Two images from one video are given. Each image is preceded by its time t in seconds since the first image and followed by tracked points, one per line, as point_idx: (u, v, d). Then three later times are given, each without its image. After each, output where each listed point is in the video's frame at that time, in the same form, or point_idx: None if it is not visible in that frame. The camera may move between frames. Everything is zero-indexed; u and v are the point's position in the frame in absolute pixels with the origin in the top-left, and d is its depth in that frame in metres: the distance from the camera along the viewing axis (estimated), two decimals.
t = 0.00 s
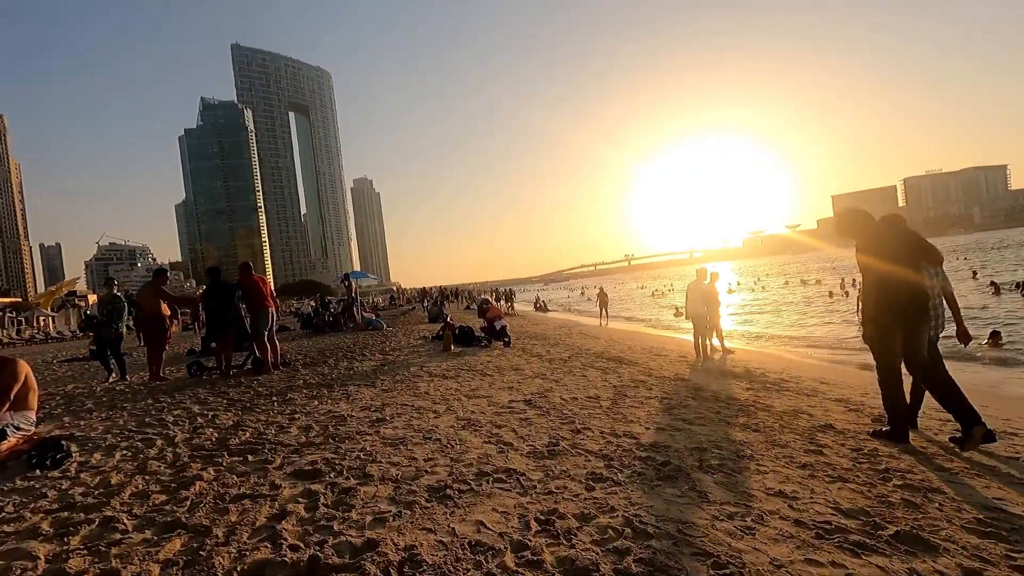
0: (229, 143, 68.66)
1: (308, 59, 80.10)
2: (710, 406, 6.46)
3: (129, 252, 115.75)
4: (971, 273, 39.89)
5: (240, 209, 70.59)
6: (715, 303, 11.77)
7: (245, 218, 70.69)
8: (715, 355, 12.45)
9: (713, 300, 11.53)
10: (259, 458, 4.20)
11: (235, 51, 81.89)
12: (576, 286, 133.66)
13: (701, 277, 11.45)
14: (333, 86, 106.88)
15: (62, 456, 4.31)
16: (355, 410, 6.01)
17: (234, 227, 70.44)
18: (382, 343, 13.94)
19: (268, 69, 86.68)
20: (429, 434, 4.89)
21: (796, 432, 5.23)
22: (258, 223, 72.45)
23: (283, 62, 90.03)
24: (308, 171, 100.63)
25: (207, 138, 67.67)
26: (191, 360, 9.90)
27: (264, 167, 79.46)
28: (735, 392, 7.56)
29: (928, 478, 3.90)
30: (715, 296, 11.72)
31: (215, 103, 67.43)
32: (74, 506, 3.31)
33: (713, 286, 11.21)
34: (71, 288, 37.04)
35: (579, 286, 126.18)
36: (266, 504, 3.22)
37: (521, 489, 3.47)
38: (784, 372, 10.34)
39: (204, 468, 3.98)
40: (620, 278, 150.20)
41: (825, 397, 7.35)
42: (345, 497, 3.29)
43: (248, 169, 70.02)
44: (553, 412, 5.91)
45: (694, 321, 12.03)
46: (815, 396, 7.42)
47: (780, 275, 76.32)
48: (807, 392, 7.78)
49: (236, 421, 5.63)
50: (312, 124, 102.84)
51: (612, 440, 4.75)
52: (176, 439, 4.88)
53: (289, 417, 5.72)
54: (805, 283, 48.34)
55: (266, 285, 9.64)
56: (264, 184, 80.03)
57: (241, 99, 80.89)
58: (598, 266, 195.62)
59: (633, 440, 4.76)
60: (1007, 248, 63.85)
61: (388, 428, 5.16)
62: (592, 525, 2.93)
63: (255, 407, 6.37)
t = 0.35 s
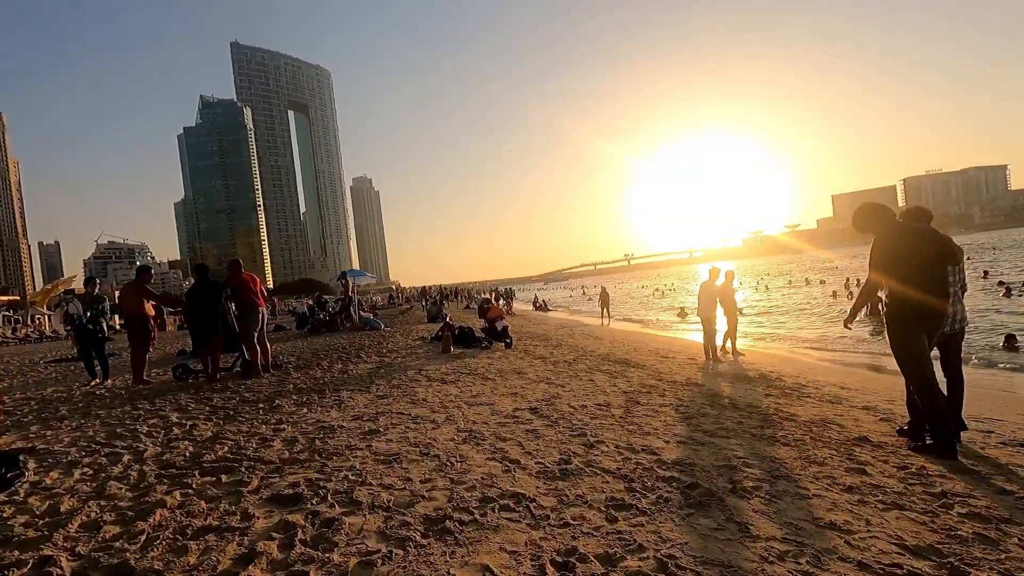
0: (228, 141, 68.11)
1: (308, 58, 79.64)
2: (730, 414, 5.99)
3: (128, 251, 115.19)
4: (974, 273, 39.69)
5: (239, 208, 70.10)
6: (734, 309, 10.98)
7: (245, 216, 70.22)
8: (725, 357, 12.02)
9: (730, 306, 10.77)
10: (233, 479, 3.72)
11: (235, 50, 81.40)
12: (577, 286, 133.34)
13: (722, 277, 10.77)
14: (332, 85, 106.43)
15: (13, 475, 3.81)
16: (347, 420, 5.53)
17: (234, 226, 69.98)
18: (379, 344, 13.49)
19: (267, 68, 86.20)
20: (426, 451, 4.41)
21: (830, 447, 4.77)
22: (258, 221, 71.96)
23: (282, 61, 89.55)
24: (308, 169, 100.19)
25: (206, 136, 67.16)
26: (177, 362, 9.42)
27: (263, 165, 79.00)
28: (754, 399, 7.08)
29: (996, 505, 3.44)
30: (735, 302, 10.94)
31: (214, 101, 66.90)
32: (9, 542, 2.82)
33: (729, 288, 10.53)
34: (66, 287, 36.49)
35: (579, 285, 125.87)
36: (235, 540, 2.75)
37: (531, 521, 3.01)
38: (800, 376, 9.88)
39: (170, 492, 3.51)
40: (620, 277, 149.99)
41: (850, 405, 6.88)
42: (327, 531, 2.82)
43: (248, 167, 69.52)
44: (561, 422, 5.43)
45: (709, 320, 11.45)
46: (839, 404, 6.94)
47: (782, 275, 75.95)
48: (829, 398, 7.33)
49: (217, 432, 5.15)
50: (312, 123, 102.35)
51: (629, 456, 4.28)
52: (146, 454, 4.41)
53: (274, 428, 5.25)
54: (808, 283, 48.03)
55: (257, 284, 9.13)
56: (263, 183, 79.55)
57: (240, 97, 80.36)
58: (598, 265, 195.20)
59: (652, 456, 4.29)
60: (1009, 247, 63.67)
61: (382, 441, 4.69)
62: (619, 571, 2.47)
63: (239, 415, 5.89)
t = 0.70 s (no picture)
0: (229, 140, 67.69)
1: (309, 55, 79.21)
2: (757, 429, 5.45)
3: (128, 250, 114.73)
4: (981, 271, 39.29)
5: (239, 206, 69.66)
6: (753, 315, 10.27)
7: (245, 215, 69.80)
8: (737, 360, 11.52)
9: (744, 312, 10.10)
10: (195, 516, 3.18)
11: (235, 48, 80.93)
12: (579, 285, 132.90)
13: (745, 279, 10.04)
14: (332, 83, 105.95)
15: None
16: (335, 436, 4.99)
17: (235, 224, 69.62)
18: (377, 347, 12.98)
19: (267, 66, 85.74)
20: (422, 477, 3.88)
21: (879, 469, 4.23)
22: (258, 219, 71.52)
23: (283, 59, 89.09)
24: (308, 168, 99.74)
25: (207, 134, 66.71)
26: (160, 367, 8.91)
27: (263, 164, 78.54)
28: (780, 409, 6.53)
29: None
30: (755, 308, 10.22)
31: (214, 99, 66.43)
32: None
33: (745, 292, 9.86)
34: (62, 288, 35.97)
35: (581, 284, 125.44)
36: None
37: None
38: (820, 381, 9.34)
39: (118, 534, 2.98)
40: (622, 276, 149.53)
41: (884, 416, 6.33)
42: None
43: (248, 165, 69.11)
44: (574, 440, 4.88)
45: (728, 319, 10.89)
46: (872, 415, 6.40)
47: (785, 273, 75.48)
48: (859, 408, 6.80)
49: (189, 452, 4.61)
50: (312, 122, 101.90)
51: (653, 486, 3.74)
52: (102, 482, 3.87)
53: (252, 447, 4.71)
54: (813, 282, 47.59)
55: (244, 284, 8.66)
56: (263, 181, 79.12)
57: (240, 95, 79.87)
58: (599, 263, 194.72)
59: (680, 485, 3.74)
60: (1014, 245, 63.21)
61: (373, 464, 4.16)
62: None
63: (218, 431, 5.37)
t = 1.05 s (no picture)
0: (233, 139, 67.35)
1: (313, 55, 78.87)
2: (801, 439, 4.87)
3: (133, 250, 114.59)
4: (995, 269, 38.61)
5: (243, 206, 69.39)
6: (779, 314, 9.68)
7: (249, 214, 69.52)
8: (758, 361, 10.94)
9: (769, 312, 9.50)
10: (152, 554, 2.62)
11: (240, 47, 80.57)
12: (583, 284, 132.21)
13: (770, 276, 9.44)
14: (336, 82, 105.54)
15: None
16: (328, 448, 4.45)
17: (239, 223, 69.35)
18: (380, 346, 12.46)
19: (272, 65, 85.39)
20: (426, 499, 3.32)
21: (956, 489, 3.66)
22: (262, 219, 71.24)
23: (287, 58, 88.70)
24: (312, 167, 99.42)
25: (212, 134, 66.46)
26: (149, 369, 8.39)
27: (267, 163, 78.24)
28: (818, 415, 5.95)
29: None
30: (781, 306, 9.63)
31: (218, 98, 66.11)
32: None
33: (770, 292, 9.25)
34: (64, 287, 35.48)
35: (586, 283, 124.80)
36: None
37: None
38: (850, 383, 8.75)
39: None
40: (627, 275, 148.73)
41: (935, 423, 5.74)
42: None
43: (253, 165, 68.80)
44: (597, 452, 4.32)
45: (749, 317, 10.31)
46: (921, 422, 5.81)
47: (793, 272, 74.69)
48: (904, 414, 6.23)
49: (162, 467, 4.07)
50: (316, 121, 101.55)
51: (698, 511, 3.18)
52: (54, 506, 3.31)
53: (234, 461, 4.16)
54: (822, 281, 46.89)
55: (237, 280, 8.18)
56: (268, 181, 78.88)
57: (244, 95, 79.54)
58: (603, 263, 194.01)
59: (729, 511, 3.19)
60: None
61: (369, 483, 3.61)
62: None
63: (199, 440, 4.83)
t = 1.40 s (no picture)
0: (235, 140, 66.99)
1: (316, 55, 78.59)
2: (852, 461, 4.36)
3: (135, 251, 114.36)
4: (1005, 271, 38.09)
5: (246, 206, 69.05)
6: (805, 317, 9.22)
7: (252, 215, 69.20)
8: (778, 367, 10.43)
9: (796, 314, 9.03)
10: None
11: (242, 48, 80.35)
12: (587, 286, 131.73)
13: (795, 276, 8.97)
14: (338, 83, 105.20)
15: None
16: (322, 471, 3.95)
17: (242, 224, 69.01)
18: (381, 350, 11.97)
19: (275, 66, 85.11)
20: (436, 542, 2.81)
21: None
22: (265, 219, 70.92)
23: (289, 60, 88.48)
24: (315, 168, 99.16)
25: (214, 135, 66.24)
26: (137, 376, 7.90)
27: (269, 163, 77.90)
28: (860, 430, 5.44)
29: None
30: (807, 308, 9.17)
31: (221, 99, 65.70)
32: None
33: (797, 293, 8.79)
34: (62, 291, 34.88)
35: (590, 285, 124.24)
36: None
37: None
38: (881, 391, 8.24)
39: None
40: (630, 277, 148.42)
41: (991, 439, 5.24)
42: None
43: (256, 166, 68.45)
44: (626, 478, 3.82)
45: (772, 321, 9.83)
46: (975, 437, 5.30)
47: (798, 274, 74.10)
48: (954, 428, 5.72)
49: (131, 495, 3.57)
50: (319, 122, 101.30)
51: (758, 559, 2.67)
52: None
53: (215, 488, 3.66)
54: (830, 283, 46.36)
55: (229, 281, 7.70)
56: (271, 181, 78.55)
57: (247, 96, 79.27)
58: (606, 263, 193.39)
59: (796, 559, 2.68)
60: None
61: (368, 518, 3.10)
62: None
63: (179, 461, 4.33)
